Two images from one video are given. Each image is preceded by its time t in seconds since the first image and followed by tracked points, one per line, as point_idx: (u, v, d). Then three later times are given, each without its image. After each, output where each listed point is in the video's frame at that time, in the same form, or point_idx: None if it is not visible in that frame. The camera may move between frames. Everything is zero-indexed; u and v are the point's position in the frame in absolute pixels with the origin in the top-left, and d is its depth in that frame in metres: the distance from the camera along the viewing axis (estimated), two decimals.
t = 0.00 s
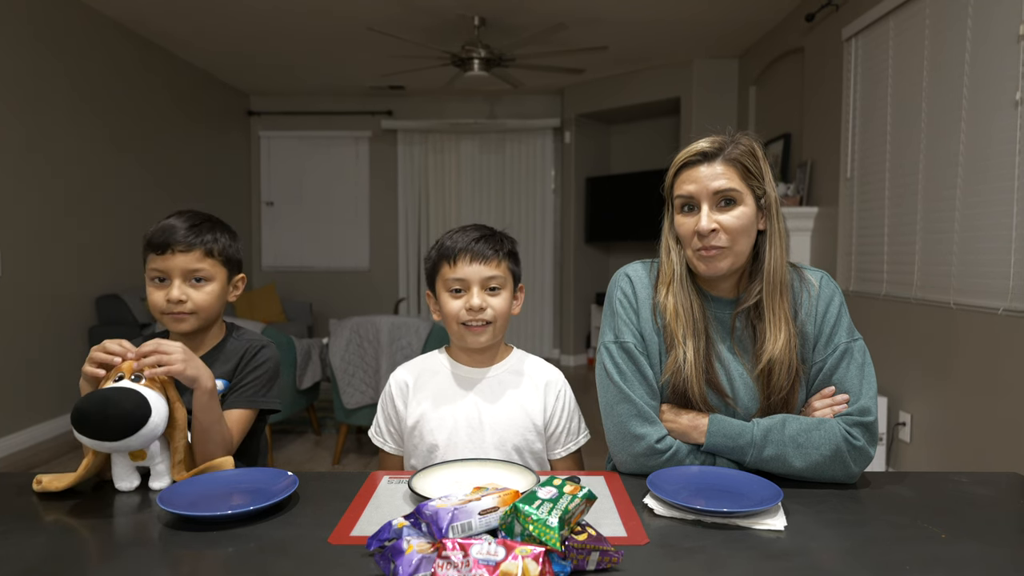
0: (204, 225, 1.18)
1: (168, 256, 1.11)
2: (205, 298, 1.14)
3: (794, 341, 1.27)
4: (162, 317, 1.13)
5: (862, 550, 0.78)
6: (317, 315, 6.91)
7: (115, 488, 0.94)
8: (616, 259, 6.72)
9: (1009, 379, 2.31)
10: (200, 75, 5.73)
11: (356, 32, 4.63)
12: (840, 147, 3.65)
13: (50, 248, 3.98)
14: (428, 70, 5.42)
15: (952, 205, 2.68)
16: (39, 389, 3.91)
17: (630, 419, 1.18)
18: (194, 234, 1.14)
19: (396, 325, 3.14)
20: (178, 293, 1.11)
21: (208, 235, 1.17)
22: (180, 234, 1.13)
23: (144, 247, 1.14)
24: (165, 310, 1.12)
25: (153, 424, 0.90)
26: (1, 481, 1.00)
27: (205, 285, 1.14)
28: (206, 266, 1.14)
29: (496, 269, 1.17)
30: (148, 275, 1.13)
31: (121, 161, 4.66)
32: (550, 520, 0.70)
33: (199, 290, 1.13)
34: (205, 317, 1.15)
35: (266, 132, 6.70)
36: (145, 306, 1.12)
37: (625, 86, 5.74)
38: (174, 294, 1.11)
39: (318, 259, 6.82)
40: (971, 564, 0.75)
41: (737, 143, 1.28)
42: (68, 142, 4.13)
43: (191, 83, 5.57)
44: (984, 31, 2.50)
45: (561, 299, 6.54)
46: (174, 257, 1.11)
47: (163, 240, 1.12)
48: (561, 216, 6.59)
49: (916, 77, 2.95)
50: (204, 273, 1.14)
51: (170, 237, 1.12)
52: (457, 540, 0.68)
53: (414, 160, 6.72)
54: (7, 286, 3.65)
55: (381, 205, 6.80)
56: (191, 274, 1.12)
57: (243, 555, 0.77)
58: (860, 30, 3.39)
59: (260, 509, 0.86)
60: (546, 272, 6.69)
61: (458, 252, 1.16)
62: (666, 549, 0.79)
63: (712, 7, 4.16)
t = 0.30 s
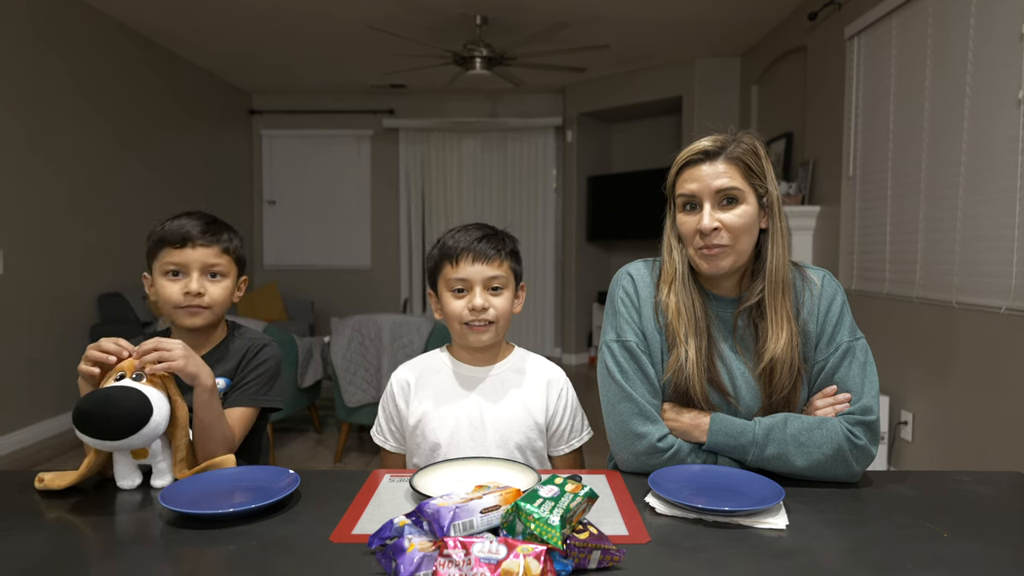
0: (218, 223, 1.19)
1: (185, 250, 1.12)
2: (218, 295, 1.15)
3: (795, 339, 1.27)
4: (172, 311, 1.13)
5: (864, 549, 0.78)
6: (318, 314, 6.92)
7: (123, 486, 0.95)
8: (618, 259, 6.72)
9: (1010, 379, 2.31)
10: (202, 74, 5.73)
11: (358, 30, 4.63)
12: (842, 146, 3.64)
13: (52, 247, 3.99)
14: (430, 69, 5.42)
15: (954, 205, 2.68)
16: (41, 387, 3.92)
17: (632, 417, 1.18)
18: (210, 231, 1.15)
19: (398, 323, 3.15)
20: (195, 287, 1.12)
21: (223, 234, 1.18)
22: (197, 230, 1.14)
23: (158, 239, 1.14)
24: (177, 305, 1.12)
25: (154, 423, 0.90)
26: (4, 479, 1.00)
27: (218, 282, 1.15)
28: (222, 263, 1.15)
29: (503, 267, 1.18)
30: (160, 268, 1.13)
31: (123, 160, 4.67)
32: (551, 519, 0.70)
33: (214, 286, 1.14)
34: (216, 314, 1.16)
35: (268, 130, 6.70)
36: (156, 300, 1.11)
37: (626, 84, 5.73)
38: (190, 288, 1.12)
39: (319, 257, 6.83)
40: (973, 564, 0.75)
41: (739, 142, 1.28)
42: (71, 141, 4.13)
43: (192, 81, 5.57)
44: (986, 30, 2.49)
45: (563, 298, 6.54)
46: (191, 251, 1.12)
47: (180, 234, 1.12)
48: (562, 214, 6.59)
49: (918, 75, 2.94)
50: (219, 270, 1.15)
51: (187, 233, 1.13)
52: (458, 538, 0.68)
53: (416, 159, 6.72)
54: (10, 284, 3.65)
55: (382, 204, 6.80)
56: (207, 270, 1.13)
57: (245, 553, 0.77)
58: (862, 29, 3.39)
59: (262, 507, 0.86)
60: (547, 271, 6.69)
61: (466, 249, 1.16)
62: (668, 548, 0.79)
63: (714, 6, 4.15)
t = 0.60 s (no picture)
0: (77, 258, 1.03)
1: (40, 308, 0.97)
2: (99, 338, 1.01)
3: (788, 346, 1.25)
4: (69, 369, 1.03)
5: (863, 549, 0.78)
6: (317, 314, 6.91)
7: (63, 497, 0.93)
8: (617, 258, 6.72)
9: (1009, 379, 2.32)
10: (200, 74, 5.72)
11: (357, 30, 4.63)
12: (841, 146, 3.64)
13: (51, 247, 3.98)
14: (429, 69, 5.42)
15: (953, 204, 2.68)
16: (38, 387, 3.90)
17: (626, 416, 1.18)
18: (63, 273, 0.99)
19: (396, 323, 3.15)
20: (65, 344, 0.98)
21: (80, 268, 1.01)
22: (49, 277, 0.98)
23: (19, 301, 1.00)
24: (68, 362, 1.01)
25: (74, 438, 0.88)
26: None
27: (93, 325, 1.01)
28: (88, 304, 1.00)
29: (490, 282, 1.15)
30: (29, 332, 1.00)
31: (121, 159, 4.67)
32: (550, 519, 0.70)
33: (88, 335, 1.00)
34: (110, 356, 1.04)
35: (266, 130, 6.69)
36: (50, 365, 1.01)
37: (625, 84, 5.73)
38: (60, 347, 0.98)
39: (318, 257, 6.82)
40: (972, 564, 0.75)
41: (728, 156, 1.25)
42: (70, 141, 4.13)
43: (191, 81, 5.56)
44: (985, 30, 2.49)
45: (561, 297, 6.54)
46: (44, 308, 0.97)
47: (29, 290, 0.98)
48: (561, 214, 6.59)
49: (917, 75, 2.95)
50: (87, 314, 1.00)
51: (37, 284, 0.97)
52: (457, 538, 0.68)
53: (414, 159, 6.71)
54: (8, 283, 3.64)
55: (381, 203, 6.80)
56: (72, 318, 0.99)
57: (243, 554, 0.77)
58: (860, 29, 3.39)
59: (260, 507, 0.85)
60: (546, 270, 6.69)
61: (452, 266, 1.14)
62: (667, 548, 0.79)
63: (714, 6, 4.15)
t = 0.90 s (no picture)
0: (71, 261, 1.03)
1: (39, 314, 0.98)
2: (99, 336, 1.02)
3: (788, 345, 1.25)
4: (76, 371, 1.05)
5: (863, 549, 0.78)
6: (317, 314, 6.91)
7: (63, 497, 0.93)
8: (617, 258, 6.72)
9: (1009, 379, 2.32)
10: (200, 74, 5.72)
11: (357, 30, 4.63)
12: (841, 147, 3.64)
13: (52, 246, 3.98)
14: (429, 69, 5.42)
15: (953, 204, 2.68)
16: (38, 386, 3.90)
17: (626, 416, 1.18)
18: (59, 277, 1.00)
19: (396, 324, 3.17)
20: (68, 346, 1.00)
21: (77, 270, 1.02)
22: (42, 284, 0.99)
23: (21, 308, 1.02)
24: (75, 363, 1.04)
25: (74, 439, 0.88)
26: None
27: (94, 325, 1.02)
28: (87, 306, 1.01)
29: (481, 282, 1.13)
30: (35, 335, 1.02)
31: (122, 159, 4.67)
32: (550, 519, 0.70)
33: (91, 335, 1.01)
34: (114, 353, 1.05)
35: (266, 130, 6.68)
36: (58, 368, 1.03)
37: (625, 84, 5.73)
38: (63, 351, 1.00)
39: (318, 257, 6.82)
40: (973, 564, 0.75)
41: (726, 156, 1.25)
42: (70, 140, 4.13)
43: (191, 81, 5.55)
44: (985, 30, 2.49)
45: (561, 297, 6.54)
46: (42, 313, 0.98)
47: (27, 296, 0.99)
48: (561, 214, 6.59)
49: (917, 76, 2.95)
50: (88, 315, 1.01)
51: (34, 289, 0.98)
52: (457, 538, 0.68)
53: (414, 159, 6.71)
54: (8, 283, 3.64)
55: (381, 203, 6.80)
56: (72, 322, 1.00)
57: (243, 554, 0.77)
58: (860, 29, 3.39)
59: (260, 507, 0.85)
60: (546, 270, 6.68)
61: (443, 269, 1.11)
62: (667, 548, 0.79)
63: (714, 6, 4.15)
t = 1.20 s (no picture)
0: (109, 249, 1.04)
1: (92, 296, 0.97)
2: (144, 323, 1.04)
3: (787, 344, 1.25)
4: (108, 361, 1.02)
5: (863, 549, 0.78)
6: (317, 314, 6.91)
7: (65, 497, 0.92)
8: (617, 258, 6.72)
9: (1009, 379, 2.32)
10: (201, 74, 5.72)
11: (357, 30, 4.63)
12: (841, 147, 3.64)
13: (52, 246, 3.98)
14: (429, 69, 5.42)
15: (953, 204, 2.68)
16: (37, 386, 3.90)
17: (626, 416, 1.18)
18: (100, 267, 0.99)
19: (397, 323, 3.16)
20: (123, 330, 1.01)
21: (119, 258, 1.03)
22: (93, 268, 0.98)
23: (51, 294, 0.97)
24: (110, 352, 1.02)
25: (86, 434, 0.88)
26: None
27: (138, 310, 1.03)
28: (135, 292, 1.02)
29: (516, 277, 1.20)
30: (68, 322, 0.98)
31: (122, 159, 4.67)
32: (549, 519, 0.70)
33: (136, 321, 1.03)
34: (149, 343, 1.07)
35: (266, 130, 6.68)
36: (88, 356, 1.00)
37: (625, 84, 5.73)
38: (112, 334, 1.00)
39: (318, 257, 6.82)
40: (973, 564, 0.75)
41: (724, 157, 1.25)
42: (70, 140, 4.13)
43: (191, 81, 5.55)
44: (984, 31, 2.49)
45: (561, 297, 6.54)
46: (96, 294, 0.98)
47: (75, 280, 0.97)
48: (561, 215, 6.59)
49: (917, 76, 2.95)
50: (136, 301, 1.03)
51: (77, 279, 0.97)
52: (457, 538, 0.68)
53: (414, 159, 6.71)
54: (8, 283, 3.64)
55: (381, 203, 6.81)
56: (122, 307, 1.00)
57: (243, 554, 0.77)
58: (860, 29, 3.39)
59: (260, 507, 0.85)
60: (546, 270, 6.68)
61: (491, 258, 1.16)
62: (666, 547, 0.79)
63: (713, 6, 4.15)
